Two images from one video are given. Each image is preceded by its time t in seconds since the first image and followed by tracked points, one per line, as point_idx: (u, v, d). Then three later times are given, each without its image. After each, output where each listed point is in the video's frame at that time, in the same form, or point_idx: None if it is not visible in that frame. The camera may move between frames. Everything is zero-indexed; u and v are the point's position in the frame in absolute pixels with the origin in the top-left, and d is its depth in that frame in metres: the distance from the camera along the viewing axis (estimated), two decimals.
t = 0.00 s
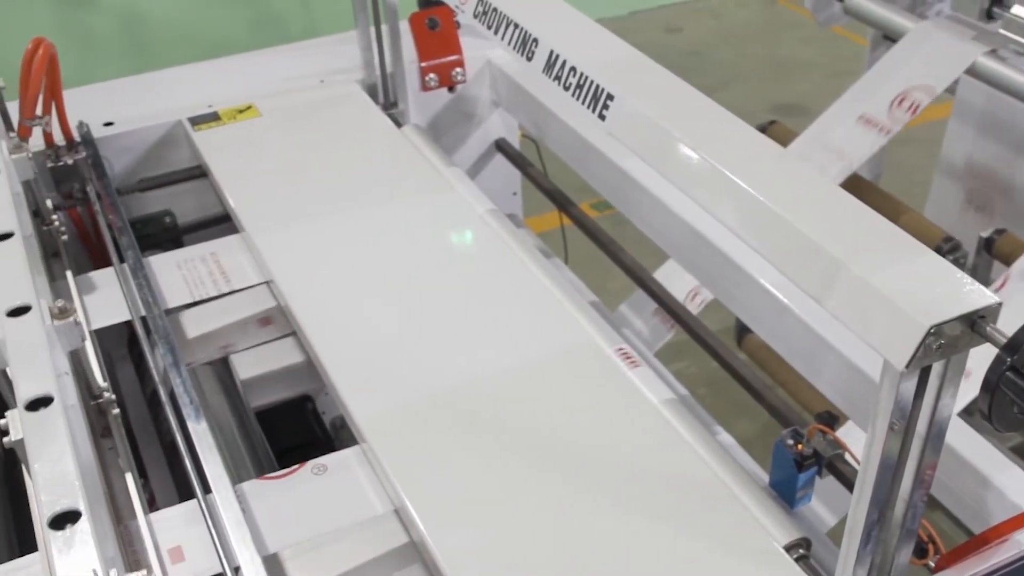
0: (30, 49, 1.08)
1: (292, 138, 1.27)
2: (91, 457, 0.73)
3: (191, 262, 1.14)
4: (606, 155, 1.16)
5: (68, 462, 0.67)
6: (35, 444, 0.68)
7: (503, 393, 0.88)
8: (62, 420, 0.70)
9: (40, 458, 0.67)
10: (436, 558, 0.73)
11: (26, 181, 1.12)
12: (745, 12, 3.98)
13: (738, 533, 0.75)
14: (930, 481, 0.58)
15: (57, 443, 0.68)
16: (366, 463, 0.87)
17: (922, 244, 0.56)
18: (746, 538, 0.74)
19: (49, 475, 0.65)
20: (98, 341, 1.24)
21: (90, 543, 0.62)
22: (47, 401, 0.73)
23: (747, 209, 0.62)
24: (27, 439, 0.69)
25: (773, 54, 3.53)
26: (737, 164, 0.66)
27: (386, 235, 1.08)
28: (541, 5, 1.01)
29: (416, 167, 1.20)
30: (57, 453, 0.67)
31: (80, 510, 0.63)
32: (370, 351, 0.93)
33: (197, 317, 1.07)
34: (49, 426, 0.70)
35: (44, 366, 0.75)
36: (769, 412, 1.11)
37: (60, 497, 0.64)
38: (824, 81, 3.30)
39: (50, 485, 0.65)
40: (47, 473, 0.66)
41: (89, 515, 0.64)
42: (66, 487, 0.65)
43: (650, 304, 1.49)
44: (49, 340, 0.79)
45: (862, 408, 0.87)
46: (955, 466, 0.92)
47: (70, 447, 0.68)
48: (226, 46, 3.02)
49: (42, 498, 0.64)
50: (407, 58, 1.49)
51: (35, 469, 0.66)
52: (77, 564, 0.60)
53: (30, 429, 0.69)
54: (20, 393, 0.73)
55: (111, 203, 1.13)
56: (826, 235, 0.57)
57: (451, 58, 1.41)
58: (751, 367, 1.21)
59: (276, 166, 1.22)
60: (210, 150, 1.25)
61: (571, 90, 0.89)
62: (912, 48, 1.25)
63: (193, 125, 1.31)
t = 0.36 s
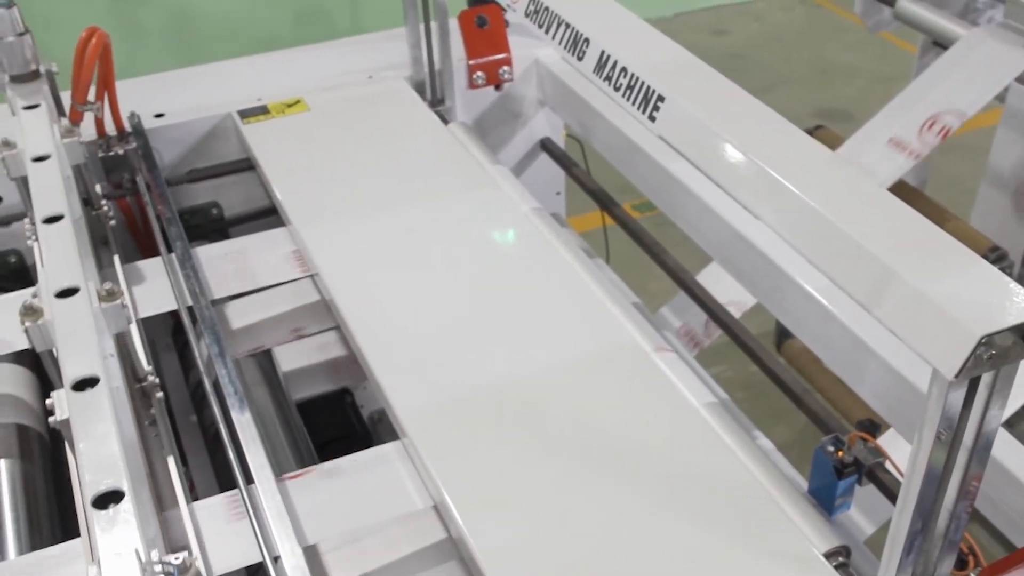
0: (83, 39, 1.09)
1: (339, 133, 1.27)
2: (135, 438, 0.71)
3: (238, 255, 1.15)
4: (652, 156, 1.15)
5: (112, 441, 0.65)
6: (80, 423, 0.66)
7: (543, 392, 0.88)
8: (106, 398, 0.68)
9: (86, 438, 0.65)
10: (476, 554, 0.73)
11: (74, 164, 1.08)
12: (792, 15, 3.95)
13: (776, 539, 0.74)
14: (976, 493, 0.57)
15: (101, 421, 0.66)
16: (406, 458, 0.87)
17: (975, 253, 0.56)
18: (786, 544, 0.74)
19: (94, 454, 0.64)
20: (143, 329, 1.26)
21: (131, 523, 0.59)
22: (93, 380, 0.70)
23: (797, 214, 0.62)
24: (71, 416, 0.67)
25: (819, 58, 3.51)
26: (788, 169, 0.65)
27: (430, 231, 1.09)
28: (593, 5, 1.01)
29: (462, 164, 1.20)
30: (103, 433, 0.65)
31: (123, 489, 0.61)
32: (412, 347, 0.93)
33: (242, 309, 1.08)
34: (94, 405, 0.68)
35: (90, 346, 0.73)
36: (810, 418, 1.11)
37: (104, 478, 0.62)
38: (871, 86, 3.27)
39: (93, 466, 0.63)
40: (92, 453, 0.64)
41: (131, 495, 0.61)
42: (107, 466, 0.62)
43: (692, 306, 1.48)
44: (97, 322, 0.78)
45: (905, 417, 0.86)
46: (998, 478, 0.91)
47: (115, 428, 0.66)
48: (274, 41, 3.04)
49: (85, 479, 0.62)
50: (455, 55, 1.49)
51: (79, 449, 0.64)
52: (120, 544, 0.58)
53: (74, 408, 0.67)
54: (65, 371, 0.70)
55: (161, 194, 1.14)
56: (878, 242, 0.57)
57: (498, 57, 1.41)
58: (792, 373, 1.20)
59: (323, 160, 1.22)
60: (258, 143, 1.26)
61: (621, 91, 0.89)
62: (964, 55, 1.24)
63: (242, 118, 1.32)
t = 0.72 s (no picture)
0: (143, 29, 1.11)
1: (391, 129, 1.28)
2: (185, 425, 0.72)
3: (290, 248, 1.16)
4: (702, 159, 1.15)
5: (162, 425, 0.65)
6: (132, 405, 0.67)
7: (589, 392, 0.88)
8: (157, 381, 0.69)
9: (138, 419, 0.66)
10: (519, 552, 0.74)
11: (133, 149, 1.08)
12: (846, 20, 3.92)
13: (820, 548, 0.74)
14: None
15: (152, 403, 0.67)
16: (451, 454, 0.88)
17: None
18: (829, 552, 0.74)
19: (144, 435, 0.64)
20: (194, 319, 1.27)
21: (179, 498, 0.59)
22: (144, 362, 0.71)
23: (854, 220, 0.62)
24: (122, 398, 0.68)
25: (872, 64, 3.48)
26: (844, 174, 0.65)
27: (479, 228, 1.09)
28: (651, 7, 1.01)
29: (513, 162, 1.20)
30: (155, 416, 0.66)
31: (172, 471, 0.61)
32: (459, 343, 0.93)
33: (292, 301, 1.09)
34: (146, 388, 0.68)
35: (143, 329, 0.74)
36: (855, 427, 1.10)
37: (154, 458, 0.62)
38: (925, 93, 3.24)
39: (144, 446, 0.63)
40: (142, 436, 0.64)
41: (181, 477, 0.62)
42: (157, 447, 0.63)
43: (737, 311, 1.47)
44: (151, 305, 0.78)
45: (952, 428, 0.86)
46: None
47: (164, 411, 0.66)
48: (326, 35, 3.05)
49: (135, 459, 0.62)
50: (509, 54, 1.50)
51: (131, 430, 0.65)
52: (169, 518, 0.58)
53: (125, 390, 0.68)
54: (118, 354, 0.71)
55: (215, 185, 1.15)
56: (935, 251, 0.56)
57: (551, 57, 1.41)
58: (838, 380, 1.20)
59: (374, 155, 1.23)
60: (311, 137, 1.27)
61: (678, 93, 0.89)
62: None
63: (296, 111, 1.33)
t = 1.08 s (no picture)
0: (204, 19, 1.11)
1: (444, 126, 1.29)
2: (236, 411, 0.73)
3: (342, 241, 1.17)
4: (755, 163, 1.14)
5: (216, 411, 0.66)
6: (186, 390, 0.67)
7: (636, 393, 0.88)
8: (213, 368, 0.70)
9: (191, 405, 0.67)
10: (562, 550, 0.74)
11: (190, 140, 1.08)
12: (902, 26, 3.89)
13: (867, 556, 0.73)
14: None
15: (205, 388, 0.68)
16: (498, 451, 0.88)
17: None
18: (876, 561, 0.73)
19: (199, 421, 0.65)
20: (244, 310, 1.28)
21: (231, 487, 0.60)
22: (197, 348, 0.72)
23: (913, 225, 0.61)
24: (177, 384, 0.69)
25: (927, 72, 3.44)
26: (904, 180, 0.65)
27: (530, 227, 1.09)
28: (712, 9, 1.00)
29: (566, 161, 1.20)
30: (209, 402, 0.66)
31: (223, 456, 0.62)
32: (508, 341, 0.94)
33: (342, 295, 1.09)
34: (201, 374, 0.69)
35: (197, 312, 0.75)
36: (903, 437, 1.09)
37: (206, 443, 0.63)
38: (980, 102, 3.20)
39: (197, 431, 0.64)
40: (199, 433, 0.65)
41: (231, 462, 0.62)
42: (210, 432, 0.64)
43: (785, 317, 1.46)
44: (206, 291, 0.79)
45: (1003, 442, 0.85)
46: None
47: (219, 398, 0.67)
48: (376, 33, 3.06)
49: (187, 443, 0.63)
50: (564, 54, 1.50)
51: (182, 415, 0.65)
52: (217, 505, 0.58)
53: (179, 375, 0.69)
54: (173, 339, 0.72)
55: (270, 176, 1.16)
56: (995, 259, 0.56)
57: (607, 57, 1.41)
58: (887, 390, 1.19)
59: (427, 152, 1.23)
60: (366, 132, 1.28)
61: (738, 97, 0.89)
62: None
63: (352, 106, 1.34)
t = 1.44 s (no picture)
0: (263, 13, 1.12)
1: (498, 124, 1.29)
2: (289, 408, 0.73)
3: (394, 236, 1.17)
4: (810, 169, 1.14)
5: (270, 400, 0.66)
6: (240, 381, 0.68)
7: (685, 396, 0.87)
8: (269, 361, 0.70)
9: (245, 394, 0.67)
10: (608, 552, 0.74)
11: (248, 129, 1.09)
12: (958, 33, 3.84)
13: (917, 569, 0.73)
14: None
15: (258, 380, 0.68)
16: (544, 450, 0.88)
17: None
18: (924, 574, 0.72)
19: (251, 410, 0.65)
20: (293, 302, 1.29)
21: (282, 477, 0.60)
22: (253, 338, 0.73)
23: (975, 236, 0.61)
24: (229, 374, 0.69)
25: (983, 80, 3.40)
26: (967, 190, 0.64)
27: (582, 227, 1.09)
28: (773, 13, 1.00)
29: (619, 162, 1.20)
30: (263, 394, 0.67)
31: (274, 445, 0.62)
32: (557, 341, 0.94)
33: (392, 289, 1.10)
34: (255, 366, 0.69)
35: (252, 303, 0.75)
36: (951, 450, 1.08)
37: (258, 433, 0.64)
38: None
39: (249, 421, 0.64)
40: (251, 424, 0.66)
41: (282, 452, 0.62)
42: (262, 423, 0.64)
43: (833, 324, 1.45)
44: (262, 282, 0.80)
45: None
46: None
47: (274, 390, 0.67)
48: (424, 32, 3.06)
49: (239, 433, 0.64)
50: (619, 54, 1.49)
51: (235, 405, 0.66)
52: (266, 495, 0.58)
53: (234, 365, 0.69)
54: (228, 330, 0.73)
55: (324, 170, 1.17)
56: None
57: (662, 59, 1.40)
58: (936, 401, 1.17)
59: (480, 150, 1.23)
60: (420, 128, 1.28)
61: (797, 101, 0.88)
62: None
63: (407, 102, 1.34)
